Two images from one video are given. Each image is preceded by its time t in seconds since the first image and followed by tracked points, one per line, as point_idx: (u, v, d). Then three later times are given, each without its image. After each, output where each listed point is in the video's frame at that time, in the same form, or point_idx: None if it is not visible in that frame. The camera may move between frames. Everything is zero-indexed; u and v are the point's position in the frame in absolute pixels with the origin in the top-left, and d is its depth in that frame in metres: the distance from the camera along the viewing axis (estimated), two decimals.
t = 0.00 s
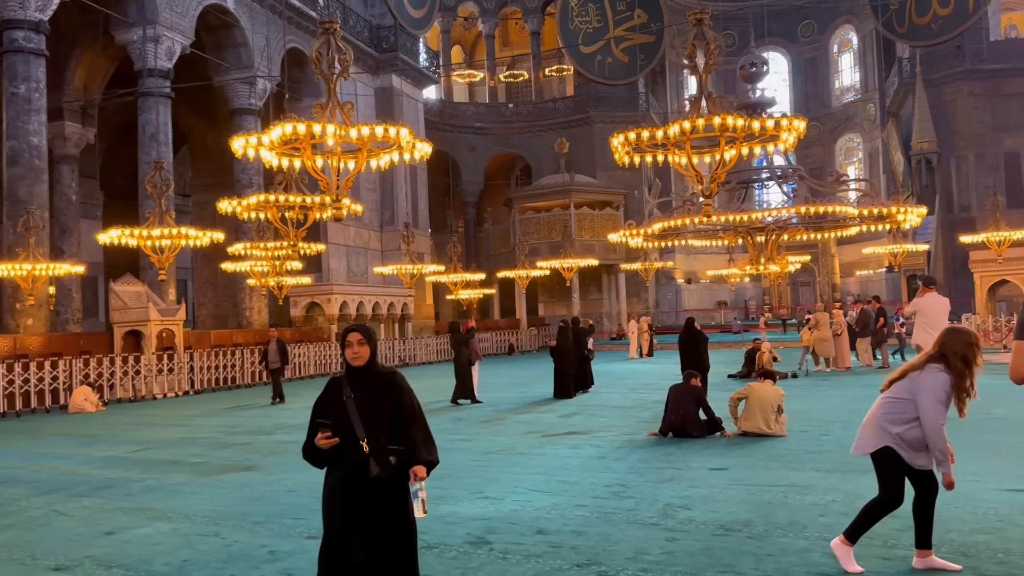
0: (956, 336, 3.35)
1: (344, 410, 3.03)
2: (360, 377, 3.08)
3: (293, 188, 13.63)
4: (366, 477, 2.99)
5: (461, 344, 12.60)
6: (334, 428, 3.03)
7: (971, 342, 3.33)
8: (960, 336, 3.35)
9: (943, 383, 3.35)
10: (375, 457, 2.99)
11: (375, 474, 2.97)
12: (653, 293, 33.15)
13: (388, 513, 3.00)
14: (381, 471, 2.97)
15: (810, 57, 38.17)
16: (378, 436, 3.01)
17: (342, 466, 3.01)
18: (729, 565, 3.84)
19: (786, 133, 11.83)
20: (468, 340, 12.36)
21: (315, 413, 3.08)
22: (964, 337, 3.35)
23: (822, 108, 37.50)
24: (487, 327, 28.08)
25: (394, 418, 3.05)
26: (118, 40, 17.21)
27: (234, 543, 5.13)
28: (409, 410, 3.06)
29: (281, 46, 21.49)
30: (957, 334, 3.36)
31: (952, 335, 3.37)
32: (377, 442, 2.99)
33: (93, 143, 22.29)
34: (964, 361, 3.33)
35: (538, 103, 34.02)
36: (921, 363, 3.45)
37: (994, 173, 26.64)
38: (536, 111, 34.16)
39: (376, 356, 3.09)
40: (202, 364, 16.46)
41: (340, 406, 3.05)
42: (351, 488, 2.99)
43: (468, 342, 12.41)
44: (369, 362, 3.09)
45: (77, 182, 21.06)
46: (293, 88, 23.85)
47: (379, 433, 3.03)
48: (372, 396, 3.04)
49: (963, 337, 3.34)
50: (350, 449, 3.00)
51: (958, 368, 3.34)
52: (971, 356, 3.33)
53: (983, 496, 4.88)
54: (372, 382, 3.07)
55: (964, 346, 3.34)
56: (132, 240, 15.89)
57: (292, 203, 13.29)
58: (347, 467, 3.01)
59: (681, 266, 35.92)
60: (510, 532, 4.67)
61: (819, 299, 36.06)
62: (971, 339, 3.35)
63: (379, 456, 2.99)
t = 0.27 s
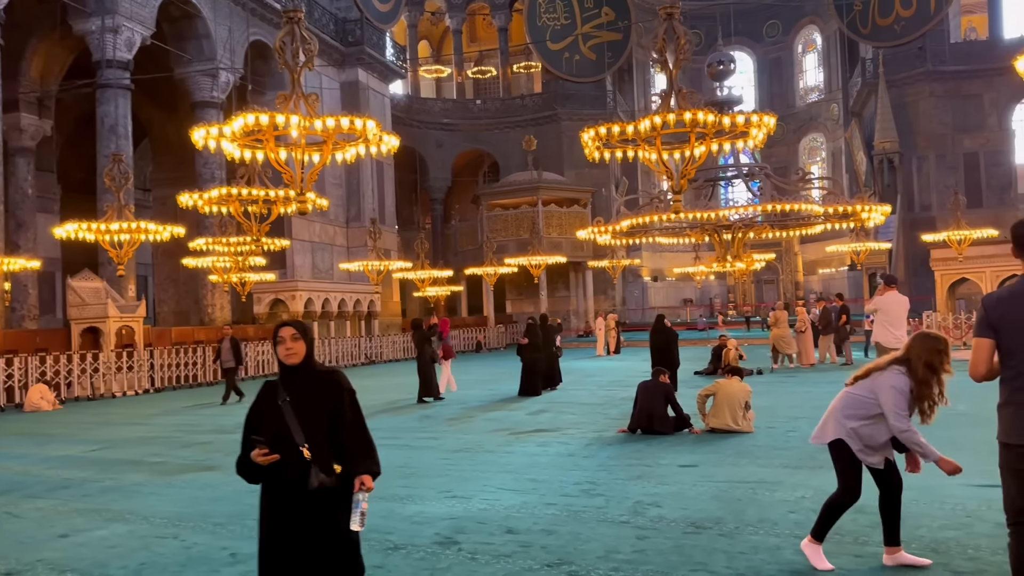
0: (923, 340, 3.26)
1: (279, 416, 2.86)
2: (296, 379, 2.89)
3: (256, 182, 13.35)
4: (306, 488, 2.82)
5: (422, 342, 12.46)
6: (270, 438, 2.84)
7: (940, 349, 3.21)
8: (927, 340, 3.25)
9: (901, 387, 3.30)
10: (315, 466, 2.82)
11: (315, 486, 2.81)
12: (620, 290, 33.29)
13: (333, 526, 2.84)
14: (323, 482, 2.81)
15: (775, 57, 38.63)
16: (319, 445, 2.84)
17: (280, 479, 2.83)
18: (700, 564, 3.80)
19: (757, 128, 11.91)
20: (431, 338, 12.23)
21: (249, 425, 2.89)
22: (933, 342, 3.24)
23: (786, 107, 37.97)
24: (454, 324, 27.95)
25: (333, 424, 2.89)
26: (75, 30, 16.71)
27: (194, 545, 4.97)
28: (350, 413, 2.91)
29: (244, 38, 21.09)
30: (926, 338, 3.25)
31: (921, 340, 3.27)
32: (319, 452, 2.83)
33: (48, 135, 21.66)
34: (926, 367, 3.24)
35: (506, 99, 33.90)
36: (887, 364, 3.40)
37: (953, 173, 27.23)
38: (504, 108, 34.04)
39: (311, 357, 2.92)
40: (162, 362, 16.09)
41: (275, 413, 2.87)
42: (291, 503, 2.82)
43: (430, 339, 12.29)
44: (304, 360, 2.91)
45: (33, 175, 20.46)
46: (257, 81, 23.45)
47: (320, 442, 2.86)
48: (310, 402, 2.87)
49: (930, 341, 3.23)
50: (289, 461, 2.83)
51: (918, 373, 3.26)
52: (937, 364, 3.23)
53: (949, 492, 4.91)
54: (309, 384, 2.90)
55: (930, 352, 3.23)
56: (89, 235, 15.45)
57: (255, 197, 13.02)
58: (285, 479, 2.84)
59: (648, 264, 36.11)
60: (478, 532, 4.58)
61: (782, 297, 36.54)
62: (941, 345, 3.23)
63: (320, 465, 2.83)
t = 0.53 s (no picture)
0: (893, 375, 3.13)
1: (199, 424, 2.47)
2: (220, 382, 2.50)
3: (221, 175, 13.08)
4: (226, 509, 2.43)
5: (388, 339, 12.30)
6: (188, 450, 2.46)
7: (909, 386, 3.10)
8: (898, 375, 3.12)
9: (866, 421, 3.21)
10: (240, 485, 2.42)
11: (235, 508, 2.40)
12: (592, 287, 33.34)
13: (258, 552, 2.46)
14: (243, 502, 2.40)
15: (745, 56, 38.95)
16: (241, 459, 2.44)
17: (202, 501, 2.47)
18: (672, 564, 3.73)
19: (730, 123, 11.92)
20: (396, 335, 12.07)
21: (165, 440, 2.53)
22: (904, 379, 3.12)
23: (756, 105, 38.30)
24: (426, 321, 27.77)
25: (262, 434, 2.50)
26: (36, 21, 16.26)
27: (152, 550, 4.78)
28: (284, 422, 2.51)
29: (211, 31, 20.71)
30: (896, 373, 3.13)
31: (892, 373, 3.16)
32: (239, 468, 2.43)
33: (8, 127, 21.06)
34: (891, 402, 3.13)
35: (478, 95, 33.73)
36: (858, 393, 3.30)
37: (920, 172, 27.65)
38: (476, 104, 33.89)
39: (242, 357, 2.54)
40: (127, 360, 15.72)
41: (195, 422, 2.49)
42: (211, 528, 2.46)
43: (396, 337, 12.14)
44: (234, 360, 2.53)
45: None
46: (224, 75, 23.06)
47: (244, 455, 2.46)
48: (236, 408, 2.48)
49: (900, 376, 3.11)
50: (211, 479, 2.45)
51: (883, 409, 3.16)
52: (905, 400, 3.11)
53: (920, 489, 4.91)
54: (235, 389, 2.50)
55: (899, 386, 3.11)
56: (49, 230, 15.02)
57: (220, 190, 12.75)
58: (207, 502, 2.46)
59: (619, 261, 36.22)
60: (447, 533, 4.46)
61: (752, 294, 36.87)
62: (911, 381, 3.11)
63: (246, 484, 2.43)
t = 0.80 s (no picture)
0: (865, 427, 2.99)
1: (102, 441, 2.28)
2: (131, 397, 2.29)
3: (182, 169, 12.78)
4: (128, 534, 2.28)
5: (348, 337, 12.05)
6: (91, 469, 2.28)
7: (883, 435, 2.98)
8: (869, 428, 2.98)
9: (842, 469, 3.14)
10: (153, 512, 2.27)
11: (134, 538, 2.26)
12: (563, 285, 33.32)
13: None
14: (143, 536, 2.25)
15: (714, 54, 39.21)
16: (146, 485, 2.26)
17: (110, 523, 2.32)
18: (642, 567, 3.65)
19: (700, 119, 11.92)
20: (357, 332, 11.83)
21: (64, 460, 2.32)
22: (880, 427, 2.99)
23: (725, 104, 38.56)
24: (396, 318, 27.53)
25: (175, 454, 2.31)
26: None
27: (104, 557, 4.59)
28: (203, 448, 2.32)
29: (175, 24, 20.26)
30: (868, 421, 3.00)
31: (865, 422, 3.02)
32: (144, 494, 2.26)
33: None
34: (862, 453, 3.02)
35: (449, 91, 33.51)
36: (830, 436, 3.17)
37: (886, 171, 28.03)
38: (446, 100, 33.66)
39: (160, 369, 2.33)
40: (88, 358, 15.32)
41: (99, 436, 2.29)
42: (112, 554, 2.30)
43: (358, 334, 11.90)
44: (153, 371, 2.32)
45: None
46: (188, 68, 22.60)
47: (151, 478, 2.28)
48: (148, 424, 2.28)
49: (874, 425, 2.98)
50: (115, 504, 2.29)
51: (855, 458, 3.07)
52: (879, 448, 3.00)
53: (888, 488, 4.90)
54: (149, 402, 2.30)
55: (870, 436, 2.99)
56: (5, 225, 14.55)
57: (181, 185, 12.46)
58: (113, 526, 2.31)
59: (590, 258, 36.24)
60: (410, 537, 4.34)
61: (721, 291, 37.16)
62: (884, 432, 2.97)
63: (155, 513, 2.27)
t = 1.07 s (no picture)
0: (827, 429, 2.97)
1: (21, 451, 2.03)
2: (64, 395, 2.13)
3: (147, 162, 12.50)
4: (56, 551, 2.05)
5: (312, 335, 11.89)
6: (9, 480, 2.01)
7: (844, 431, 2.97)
8: (831, 428, 2.97)
9: (816, 484, 3.04)
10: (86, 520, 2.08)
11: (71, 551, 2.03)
12: (537, 282, 33.26)
13: None
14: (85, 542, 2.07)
15: (687, 52, 39.38)
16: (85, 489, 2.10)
17: (34, 543, 2.03)
18: (619, 569, 3.56)
19: (677, 111, 11.89)
20: (320, 330, 11.67)
21: None
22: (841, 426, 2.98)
23: (698, 102, 38.76)
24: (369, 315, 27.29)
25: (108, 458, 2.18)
26: None
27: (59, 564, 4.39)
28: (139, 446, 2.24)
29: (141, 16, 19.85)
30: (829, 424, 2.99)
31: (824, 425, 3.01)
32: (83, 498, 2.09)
33: None
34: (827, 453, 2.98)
35: (423, 86, 33.26)
36: (798, 455, 3.11)
37: (857, 169, 28.32)
38: (420, 95, 33.40)
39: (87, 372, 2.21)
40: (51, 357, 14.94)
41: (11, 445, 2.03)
42: None
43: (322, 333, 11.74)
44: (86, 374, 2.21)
45: None
46: (155, 60, 22.15)
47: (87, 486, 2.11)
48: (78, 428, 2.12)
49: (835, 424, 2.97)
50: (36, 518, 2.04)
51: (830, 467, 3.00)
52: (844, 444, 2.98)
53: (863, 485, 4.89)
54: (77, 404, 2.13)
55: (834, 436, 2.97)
56: None
57: (146, 178, 12.18)
58: (42, 545, 2.03)
59: (565, 255, 36.23)
60: (381, 539, 4.22)
61: (694, 288, 37.38)
62: (844, 427, 2.97)
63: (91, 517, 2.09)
